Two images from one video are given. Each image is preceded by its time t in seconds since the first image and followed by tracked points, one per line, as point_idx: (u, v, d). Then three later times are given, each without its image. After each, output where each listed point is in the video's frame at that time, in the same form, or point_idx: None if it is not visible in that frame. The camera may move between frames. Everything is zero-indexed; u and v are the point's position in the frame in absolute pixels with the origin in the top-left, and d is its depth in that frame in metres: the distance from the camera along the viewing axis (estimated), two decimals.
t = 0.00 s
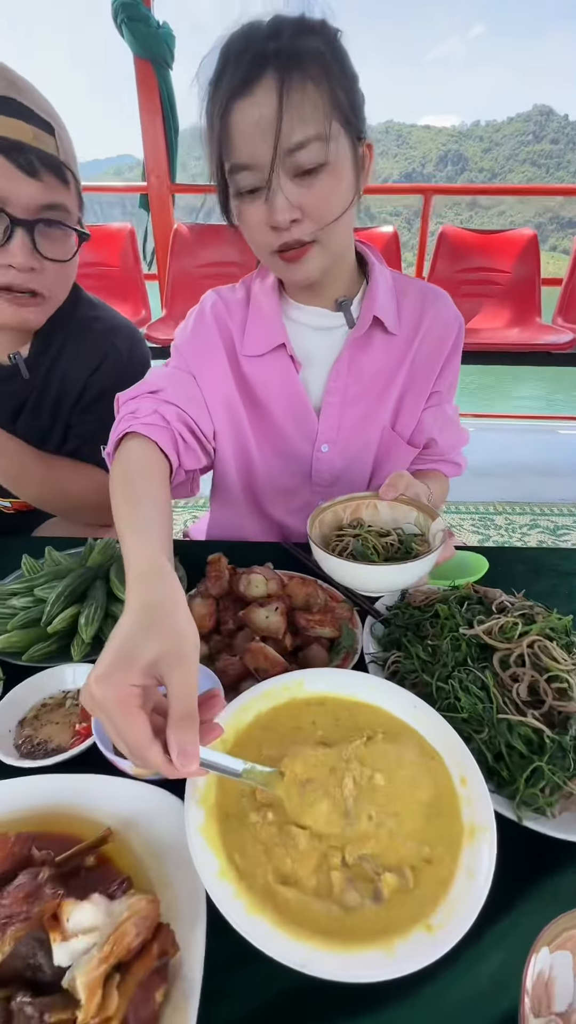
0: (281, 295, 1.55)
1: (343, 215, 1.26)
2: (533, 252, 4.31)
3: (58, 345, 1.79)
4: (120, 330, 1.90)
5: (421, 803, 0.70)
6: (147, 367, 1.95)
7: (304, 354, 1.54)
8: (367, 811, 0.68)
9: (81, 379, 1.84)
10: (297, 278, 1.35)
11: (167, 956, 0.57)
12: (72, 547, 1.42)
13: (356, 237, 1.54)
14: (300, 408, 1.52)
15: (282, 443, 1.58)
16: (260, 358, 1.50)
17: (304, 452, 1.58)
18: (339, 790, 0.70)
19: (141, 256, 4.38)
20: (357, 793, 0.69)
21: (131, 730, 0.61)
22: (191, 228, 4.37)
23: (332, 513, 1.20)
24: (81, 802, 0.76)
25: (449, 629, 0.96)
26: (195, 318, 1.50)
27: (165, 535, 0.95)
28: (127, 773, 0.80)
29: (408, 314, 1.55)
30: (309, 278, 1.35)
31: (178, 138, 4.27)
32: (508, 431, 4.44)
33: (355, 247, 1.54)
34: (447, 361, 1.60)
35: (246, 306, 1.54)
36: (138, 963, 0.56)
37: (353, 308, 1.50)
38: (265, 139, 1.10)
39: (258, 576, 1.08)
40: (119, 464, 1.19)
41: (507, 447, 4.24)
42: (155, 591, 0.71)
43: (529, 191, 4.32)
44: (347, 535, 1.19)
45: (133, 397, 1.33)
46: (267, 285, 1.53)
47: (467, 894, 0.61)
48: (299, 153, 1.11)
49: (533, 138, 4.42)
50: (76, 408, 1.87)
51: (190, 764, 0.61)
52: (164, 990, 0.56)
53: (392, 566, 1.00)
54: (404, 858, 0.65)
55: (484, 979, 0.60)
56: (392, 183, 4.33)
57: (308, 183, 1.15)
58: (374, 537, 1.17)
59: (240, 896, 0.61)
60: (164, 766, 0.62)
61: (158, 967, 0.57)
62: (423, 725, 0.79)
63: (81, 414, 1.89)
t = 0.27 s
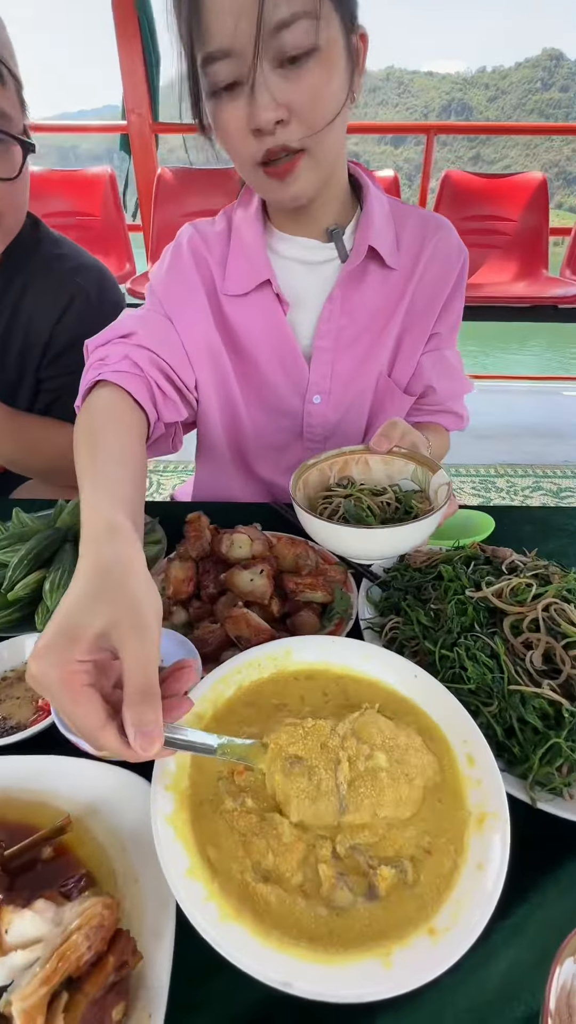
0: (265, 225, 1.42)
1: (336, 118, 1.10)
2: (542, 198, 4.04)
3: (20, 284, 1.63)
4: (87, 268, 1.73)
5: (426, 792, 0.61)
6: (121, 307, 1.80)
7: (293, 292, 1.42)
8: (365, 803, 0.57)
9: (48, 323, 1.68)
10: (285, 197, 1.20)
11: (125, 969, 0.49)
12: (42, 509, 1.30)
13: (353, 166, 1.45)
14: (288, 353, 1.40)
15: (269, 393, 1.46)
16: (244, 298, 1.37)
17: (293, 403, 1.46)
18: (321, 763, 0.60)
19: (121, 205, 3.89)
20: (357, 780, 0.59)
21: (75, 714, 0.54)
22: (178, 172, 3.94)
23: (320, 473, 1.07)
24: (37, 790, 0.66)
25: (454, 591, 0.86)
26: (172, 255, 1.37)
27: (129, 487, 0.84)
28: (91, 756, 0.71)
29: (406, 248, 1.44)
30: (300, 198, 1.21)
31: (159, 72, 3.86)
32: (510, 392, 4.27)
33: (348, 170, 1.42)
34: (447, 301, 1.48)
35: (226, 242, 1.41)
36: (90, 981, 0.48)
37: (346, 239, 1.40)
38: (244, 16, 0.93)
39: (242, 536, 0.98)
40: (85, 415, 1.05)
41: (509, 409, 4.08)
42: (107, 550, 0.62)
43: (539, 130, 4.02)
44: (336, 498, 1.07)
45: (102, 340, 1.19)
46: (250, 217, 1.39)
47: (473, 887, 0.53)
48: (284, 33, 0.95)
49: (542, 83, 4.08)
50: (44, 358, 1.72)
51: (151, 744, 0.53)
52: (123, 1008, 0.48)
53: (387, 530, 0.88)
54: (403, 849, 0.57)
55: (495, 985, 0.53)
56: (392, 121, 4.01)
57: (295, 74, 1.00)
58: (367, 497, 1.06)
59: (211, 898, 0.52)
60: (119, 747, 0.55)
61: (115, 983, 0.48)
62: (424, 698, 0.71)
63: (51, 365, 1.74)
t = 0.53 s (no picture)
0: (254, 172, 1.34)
1: (331, 40, 1.01)
2: (548, 157, 3.86)
3: None
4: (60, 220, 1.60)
5: (424, 771, 0.58)
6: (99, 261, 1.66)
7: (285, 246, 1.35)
8: (355, 776, 0.53)
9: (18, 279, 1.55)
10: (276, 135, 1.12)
11: (102, 958, 0.46)
12: (24, 481, 1.25)
13: (347, 107, 1.35)
14: (280, 314, 1.33)
15: (260, 358, 1.39)
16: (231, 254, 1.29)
17: (285, 368, 1.39)
18: (303, 736, 0.54)
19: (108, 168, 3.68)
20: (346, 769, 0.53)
21: (35, 685, 0.51)
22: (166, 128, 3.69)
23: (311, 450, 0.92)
24: (10, 769, 0.63)
25: (455, 559, 0.81)
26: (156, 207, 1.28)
27: (110, 457, 0.78)
28: (71, 733, 0.67)
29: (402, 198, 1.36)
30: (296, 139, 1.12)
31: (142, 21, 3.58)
32: (512, 363, 4.17)
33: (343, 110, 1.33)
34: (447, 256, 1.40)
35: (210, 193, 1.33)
36: (63, 970, 0.45)
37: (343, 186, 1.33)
38: None
39: (231, 504, 0.93)
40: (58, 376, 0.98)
41: (510, 379, 3.99)
42: (81, 510, 0.57)
43: (547, 82, 3.81)
44: (330, 480, 0.93)
45: (81, 298, 1.12)
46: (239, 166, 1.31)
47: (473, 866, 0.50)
48: None
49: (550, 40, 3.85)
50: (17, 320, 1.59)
51: (117, 718, 0.47)
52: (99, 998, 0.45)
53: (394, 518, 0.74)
54: (398, 826, 0.54)
55: (494, 965, 0.50)
56: (392, 72, 3.79)
57: None
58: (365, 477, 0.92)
59: (194, 882, 0.49)
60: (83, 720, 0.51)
61: (90, 972, 0.46)
62: (422, 670, 0.67)
63: (25, 327, 1.60)
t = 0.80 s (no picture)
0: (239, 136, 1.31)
1: None
2: (548, 132, 3.77)
3: None
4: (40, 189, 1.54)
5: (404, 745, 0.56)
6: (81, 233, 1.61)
7: (271, 212, 1.33)
8: (317, 714, 0.56)
9: None
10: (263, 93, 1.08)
11: (65, 936, 0.44)
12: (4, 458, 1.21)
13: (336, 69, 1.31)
14: (267, 281, 1.31)
15: (245, 328, 1.37)
16: (214, 219, 1.27)
17: (272, 338, 1.37)
18: (255, 684, 0.57)
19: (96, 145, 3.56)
20: (306, 722, 0.55)
21: None
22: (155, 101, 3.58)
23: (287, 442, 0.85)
24: None
25: (444, 532, 0.79)
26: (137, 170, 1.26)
27: (69, 398, 0.83)
28: (42, 709, 0.65)
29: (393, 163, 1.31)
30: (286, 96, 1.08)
31: None
32: (509, 345, 4.11)
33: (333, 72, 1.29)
34: (439, 224, 1.36)
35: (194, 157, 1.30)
36: (23, 950, 0.43)
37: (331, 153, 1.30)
38: None
39: (213, 477, 0.90)
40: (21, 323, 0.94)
41: (508, 362, 3.93)
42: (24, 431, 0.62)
43: (547, 54, 3.70)
44: (305, 474, 0.86)
45: (54, 247, 1.08)
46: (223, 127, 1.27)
47: (454, 832, 0.48)
48: None
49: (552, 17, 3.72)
50: None
51: (40, 647, 0.47)
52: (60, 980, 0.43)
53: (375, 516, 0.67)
54: (379, 800, 0.52)
55: (477, 941, 0.48)
56: (387, 43, 3.68)
57: None
58: (343, 472, 0.86)
59: (163, 859, 0.47)
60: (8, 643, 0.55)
61: (52, 953, 0.44)
62: (408, 642, 0.64)
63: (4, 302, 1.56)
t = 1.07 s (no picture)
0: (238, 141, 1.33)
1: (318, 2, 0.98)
2: (543, 139, 3.80)
3: None
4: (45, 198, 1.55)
5: (408, 753, 0.56)
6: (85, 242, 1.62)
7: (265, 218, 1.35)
8: (338, 552, 0.62)
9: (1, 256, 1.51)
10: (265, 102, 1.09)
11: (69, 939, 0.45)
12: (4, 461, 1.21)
13: (334, 77, 1.32)
14: (261, 284, 1.33)
15: (240, 329, 1.40)
16: (210, 223, 1.31)
17: (266, 340, 1.40)
18: (274, 532, 0.63)
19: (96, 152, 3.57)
20: (329, 562, 0.62)
21: None
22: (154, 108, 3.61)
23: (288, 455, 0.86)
24: None
25: (442, 537, 0.80)
26: (132, 166, 1.32)
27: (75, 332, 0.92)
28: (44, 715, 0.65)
29: (390, 171, 1.33)
30: (284, 102, 1.09)
31: None
32: (506, 350, 4.14)
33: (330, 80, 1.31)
34: (435, 231, 1.38)
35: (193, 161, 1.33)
36: (27, 954, 0.44)
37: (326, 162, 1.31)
38: None
39: (213, 483, 0.90)
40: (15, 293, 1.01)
41: (504, 366, 3.96)
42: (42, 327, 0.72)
43: (542, 62, 3.74)
44: (303, 487, 0.88)
45: (49, 235, 1.15)
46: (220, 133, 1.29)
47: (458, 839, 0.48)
48: None
49: (548, 23, 3.77)
50: None
51: (51, 483, 0.58)
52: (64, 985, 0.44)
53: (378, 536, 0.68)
54: (379, 804, 0.52)
55: (477, 944, 0.49)
56: (385, 51, 3.70)
57: None
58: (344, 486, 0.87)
59: (166, 862, 0.47)
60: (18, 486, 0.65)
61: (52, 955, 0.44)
62: (406, 646, 0.64)
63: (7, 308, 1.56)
